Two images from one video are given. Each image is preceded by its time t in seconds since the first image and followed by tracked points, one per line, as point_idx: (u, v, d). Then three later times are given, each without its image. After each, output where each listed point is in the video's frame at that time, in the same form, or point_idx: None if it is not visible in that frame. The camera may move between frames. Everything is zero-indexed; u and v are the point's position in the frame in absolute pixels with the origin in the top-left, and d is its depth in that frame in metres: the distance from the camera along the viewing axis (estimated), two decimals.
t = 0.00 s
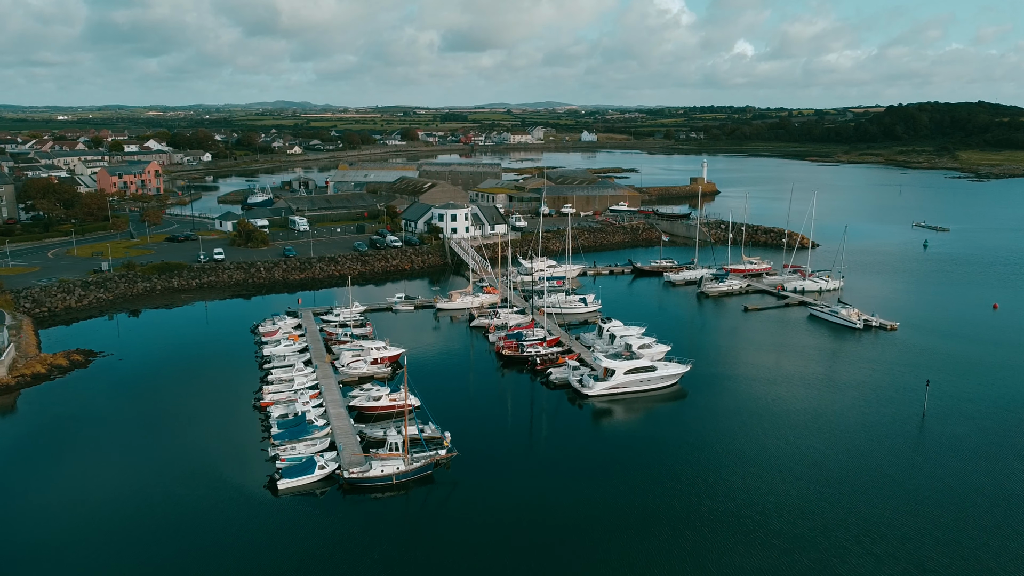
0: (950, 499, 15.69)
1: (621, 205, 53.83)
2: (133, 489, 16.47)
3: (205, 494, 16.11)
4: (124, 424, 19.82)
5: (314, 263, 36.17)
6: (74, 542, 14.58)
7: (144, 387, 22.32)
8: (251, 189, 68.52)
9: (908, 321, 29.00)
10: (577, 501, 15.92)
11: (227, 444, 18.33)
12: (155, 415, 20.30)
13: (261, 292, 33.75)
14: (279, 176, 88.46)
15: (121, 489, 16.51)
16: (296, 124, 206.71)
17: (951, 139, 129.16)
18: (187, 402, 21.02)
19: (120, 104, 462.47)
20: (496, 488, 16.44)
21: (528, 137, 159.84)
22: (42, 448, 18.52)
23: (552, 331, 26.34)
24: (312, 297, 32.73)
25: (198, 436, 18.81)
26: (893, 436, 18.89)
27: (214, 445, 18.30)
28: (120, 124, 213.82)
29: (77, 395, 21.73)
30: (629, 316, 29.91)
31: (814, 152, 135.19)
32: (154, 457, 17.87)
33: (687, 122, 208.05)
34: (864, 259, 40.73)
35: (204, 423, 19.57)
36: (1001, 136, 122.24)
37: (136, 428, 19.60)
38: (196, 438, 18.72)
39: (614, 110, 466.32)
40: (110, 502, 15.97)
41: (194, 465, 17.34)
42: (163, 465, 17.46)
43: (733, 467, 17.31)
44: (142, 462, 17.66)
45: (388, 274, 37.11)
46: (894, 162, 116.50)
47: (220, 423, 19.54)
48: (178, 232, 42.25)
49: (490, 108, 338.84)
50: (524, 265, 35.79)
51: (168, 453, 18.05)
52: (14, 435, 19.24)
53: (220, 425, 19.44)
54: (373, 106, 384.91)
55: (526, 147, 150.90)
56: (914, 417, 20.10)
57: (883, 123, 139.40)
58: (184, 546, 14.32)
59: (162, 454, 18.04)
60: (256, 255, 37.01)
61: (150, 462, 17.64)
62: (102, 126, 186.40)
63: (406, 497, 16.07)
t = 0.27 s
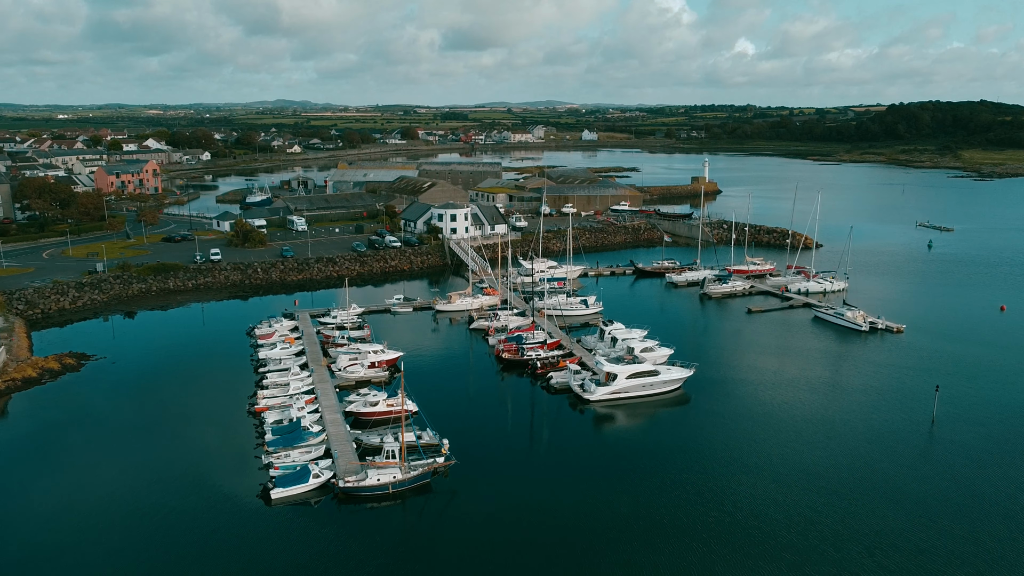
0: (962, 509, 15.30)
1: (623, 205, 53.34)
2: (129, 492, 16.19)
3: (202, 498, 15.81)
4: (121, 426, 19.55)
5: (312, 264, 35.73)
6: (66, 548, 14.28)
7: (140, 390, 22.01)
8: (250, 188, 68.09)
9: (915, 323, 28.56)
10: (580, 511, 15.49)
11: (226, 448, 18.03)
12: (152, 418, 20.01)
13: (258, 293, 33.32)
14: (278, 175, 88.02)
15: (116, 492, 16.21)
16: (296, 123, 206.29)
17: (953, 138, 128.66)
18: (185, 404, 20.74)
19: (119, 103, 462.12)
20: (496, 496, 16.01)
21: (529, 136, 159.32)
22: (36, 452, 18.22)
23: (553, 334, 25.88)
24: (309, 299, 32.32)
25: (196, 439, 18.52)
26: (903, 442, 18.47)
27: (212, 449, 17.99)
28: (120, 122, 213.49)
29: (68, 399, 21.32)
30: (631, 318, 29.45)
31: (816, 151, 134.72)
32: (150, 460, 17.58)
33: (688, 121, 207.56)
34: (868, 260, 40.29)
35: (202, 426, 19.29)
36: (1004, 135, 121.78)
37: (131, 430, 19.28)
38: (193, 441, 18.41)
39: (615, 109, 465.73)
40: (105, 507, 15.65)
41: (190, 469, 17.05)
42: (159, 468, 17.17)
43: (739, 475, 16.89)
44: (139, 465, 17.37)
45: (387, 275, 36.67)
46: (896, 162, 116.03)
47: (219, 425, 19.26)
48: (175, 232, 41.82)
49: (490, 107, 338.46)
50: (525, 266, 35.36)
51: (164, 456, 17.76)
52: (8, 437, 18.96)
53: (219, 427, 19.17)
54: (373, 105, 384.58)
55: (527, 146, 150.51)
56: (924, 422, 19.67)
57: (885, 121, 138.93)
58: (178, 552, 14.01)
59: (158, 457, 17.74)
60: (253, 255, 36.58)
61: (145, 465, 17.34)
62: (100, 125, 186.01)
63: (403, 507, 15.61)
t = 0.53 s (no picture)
0: (975, 520, 14.87)
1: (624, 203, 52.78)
2: (121, 501, 15.86)
3: (195, 506, 15.48)
4: (115, 431, 19.22)
5: (310, 264, 35.26)
6: (57, 557, 13.98)
7: (135, 393, 21.66)
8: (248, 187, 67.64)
9: (922, 325, 28.10)
10: (581, 520, 15.05)
11: (221, 454, 17.68)
12: (147, 422, 19.67)
13: (255, 294, 32.87)
14: (277, 173, 87.55)
15: (109, 500, 15.89)
16: (295, 121, 205.85)
17: (956, 136, 128.09)
18: (180, 408, 20.40)
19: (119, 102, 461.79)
20: (495, 505, 15.57)
21: (529, 134, 158.76)
22: (28, 457, 17.90)
23: (553, 336, 25.41)
24: (307, 299, 31.89)
25: (191, 444, 18.19)
26: (912, 449, 18.04)
27: (206, 455, 17.66)
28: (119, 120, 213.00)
29: (60, 403, 20.91)
30: (633, 319, 28.98)
31: (817, 150, 134.18)
32: (142, 467, 17.23)
33: (689, 119, 206.96)
34: (872, 260, 39.82)
35: (197, 430, 18.94)
36: (1007, 133, 121.20)
37: (125, 435, 18.95)
38: (188, 447, 18.08)
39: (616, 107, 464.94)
40: (97, 514, 15.35)
41: (185, 476, 16.72)
42: (153, 476, 16.85)
43: (745, 483, 16.45)
44: (133, 472, 17.05)
45: (386, 275, 36.23)
46: (898, 160, 115.55)
47: (214, 431, 18.91)
48: (172, 231, 41.38)
49: (490, 105, 338.02)
50: (525, 266, 34.91)
51: (158, 462, 17.42)
52: None
53: (214, 432, 18.81)
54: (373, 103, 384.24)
55: (527, 144, 149.97)
56: (933, 428, 19.23)
57: (887, 120, 138.34)
58: (171, 561, 13.70)
59: (152, 463, 17.40)
60: (250, 255, 36.14)
61: (137, 472, 16.98)
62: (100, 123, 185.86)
63: (399, 517, 15.17)
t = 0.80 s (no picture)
0: (991, 530, 14.48)
1: (626, 201, 52.04)
2: (113, 506, 15.45)
3: (188, 512, 15.06)
4: (108, 433, 18.82)
5: (307, 263, 34.80)
6: (43, 566, 13.55)
7: (129, 395, 21.24)
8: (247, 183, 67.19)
9: (930, 325, 27.62)
10: (585, 530, 14.64)
11: (215, 458, 17.27)
12: (140, 425, 19.25)
13: (251, 293, 32.43)
14: (276, 170, 87.05)
15: (100, 505, 15.48)
16: (295, 116, 205.19)
17: (959, 132, 127.39)
18: (174, 410, 19.99)
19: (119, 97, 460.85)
20: (495, 513, 15.13)
21: (530, 130, 158.17)
22: (18, 460, 17.48)
23: (554, 337, 24.95)
24: (304, 299, 31.43)
25: (185, 448, 17.79)
26: (923, 454, 17.65)
27: (201, 459, 17.26)
28: (119, 116, 212.43)
29: (50, 405, 20.48)
30: (635, 319, 28.51)
31: (819, 146, 133.53)
32: (133, 472, 16.80)
33: (690, 115, 206.24)
34: (877, 258, 39.32)
35: (191, 434, 18.53)
36: (1010, 129, 120.46)
37: (118, 438, 18.55)
38: (182, 450, 17.67)
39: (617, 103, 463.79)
40: (87, 520, 14.94)
41: (177, 480, 16.30)
42: (145, 479, 16.45)
43: (754, 491, 16.05)
44: (124, 476, 16.64)
45: (384, 274, 35.76)
46: (901, 156, 114.88)
47: (208, 434, 18.49)
48: (168, 229, 40.96)
49: (491, 101, 337.26)
50: (525, 265, 34.45)
51: (151, 466, 17.01)
52: None
53: (208, 436, 18.39)
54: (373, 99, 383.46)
55: (528, 140, 149.39)
56: (944, 432, 18.83)
57: (890, 116, 137.62)
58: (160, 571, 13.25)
59: (143, 467, 16.99)
60: (247, 254, 35.65)
61: (128, 477, 16.55)
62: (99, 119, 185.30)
63: (396, 527, 14.72)
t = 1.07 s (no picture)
0: (1006, 540, 14.10)
1: (628, 197, 51.57)
2: (103, 513, 15.02)
3: (180, 521, 14.61)
4: (98, 437, 18.31)
5: (305, 261, 34.33)
6: None
7: (120, 397, 20.76)
8: (245, 180, 66.72)
9: (937, 326, 27.16)
10: (588, 540, 14.20)
11: (208, 463, 16.81)
12: (131, 428, 18.79)
13: (248, 292, 31.97)
14: (275, 166, 86.59)
15: (89, 513, 15.04)
16: (295, 111, 204.73)
17: (961, 128, 126.70)
18: (166, 412, 19.54)
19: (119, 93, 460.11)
20: (496, 521, 14.70)
21: (531, 125, 157.60)
22: (7, 464, 16.99)
23: (555, 337, 24.48)
24: (300, 298, 30.98)
25: (176, 453, 17.31)
26: (934, 461, 17.25)
27: (193, 464, 16.81)
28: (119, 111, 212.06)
29: (40, 408, 20.04)
30: (637, 319, 28.02)
31: (821, 142, 132.96)
32: (123, 477, 16.39)
33: (691, 110, 205.59)
34: (882, 256, 38.84)
35: (181, 438, 18.05)
36: (1014, 125, 119.75)
37: (110, 441, 18.15)
38: (173, 456, 17.20)
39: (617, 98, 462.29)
40: (79, 527, 14.58)
41: (169, 487, 15.83)
42: (135, 486, 15.98)
43: (762, 499, 15.63)
44: (114, 482, 16.16)
45: (383, 272, 35.30)
46: (903, 152, 114.26)
47: (201, 438, 18.02)
48: (165, 226, 40.49)
49: (492, 96, 336.41)
50: (526, 263, 33.98)
51: (141, 471, 16.59)
52: None
53: (201, 440, 17.93)
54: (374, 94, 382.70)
55: (528, 136, 148.84)
56: (955, 438, 18.43)
57: (891, 112, 136.99)
58: None
59: (134, 472, 16.57)
60: (244, 252, 35.18)
61: (118, 483, 16.14)
62: (98, 114, 184.68)
63: (392, 537, 14.29)
